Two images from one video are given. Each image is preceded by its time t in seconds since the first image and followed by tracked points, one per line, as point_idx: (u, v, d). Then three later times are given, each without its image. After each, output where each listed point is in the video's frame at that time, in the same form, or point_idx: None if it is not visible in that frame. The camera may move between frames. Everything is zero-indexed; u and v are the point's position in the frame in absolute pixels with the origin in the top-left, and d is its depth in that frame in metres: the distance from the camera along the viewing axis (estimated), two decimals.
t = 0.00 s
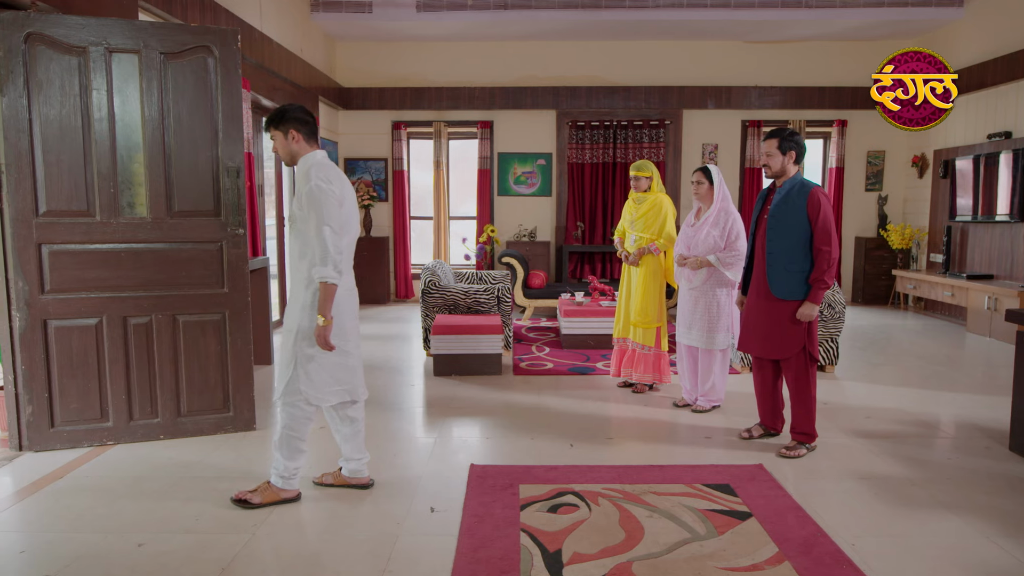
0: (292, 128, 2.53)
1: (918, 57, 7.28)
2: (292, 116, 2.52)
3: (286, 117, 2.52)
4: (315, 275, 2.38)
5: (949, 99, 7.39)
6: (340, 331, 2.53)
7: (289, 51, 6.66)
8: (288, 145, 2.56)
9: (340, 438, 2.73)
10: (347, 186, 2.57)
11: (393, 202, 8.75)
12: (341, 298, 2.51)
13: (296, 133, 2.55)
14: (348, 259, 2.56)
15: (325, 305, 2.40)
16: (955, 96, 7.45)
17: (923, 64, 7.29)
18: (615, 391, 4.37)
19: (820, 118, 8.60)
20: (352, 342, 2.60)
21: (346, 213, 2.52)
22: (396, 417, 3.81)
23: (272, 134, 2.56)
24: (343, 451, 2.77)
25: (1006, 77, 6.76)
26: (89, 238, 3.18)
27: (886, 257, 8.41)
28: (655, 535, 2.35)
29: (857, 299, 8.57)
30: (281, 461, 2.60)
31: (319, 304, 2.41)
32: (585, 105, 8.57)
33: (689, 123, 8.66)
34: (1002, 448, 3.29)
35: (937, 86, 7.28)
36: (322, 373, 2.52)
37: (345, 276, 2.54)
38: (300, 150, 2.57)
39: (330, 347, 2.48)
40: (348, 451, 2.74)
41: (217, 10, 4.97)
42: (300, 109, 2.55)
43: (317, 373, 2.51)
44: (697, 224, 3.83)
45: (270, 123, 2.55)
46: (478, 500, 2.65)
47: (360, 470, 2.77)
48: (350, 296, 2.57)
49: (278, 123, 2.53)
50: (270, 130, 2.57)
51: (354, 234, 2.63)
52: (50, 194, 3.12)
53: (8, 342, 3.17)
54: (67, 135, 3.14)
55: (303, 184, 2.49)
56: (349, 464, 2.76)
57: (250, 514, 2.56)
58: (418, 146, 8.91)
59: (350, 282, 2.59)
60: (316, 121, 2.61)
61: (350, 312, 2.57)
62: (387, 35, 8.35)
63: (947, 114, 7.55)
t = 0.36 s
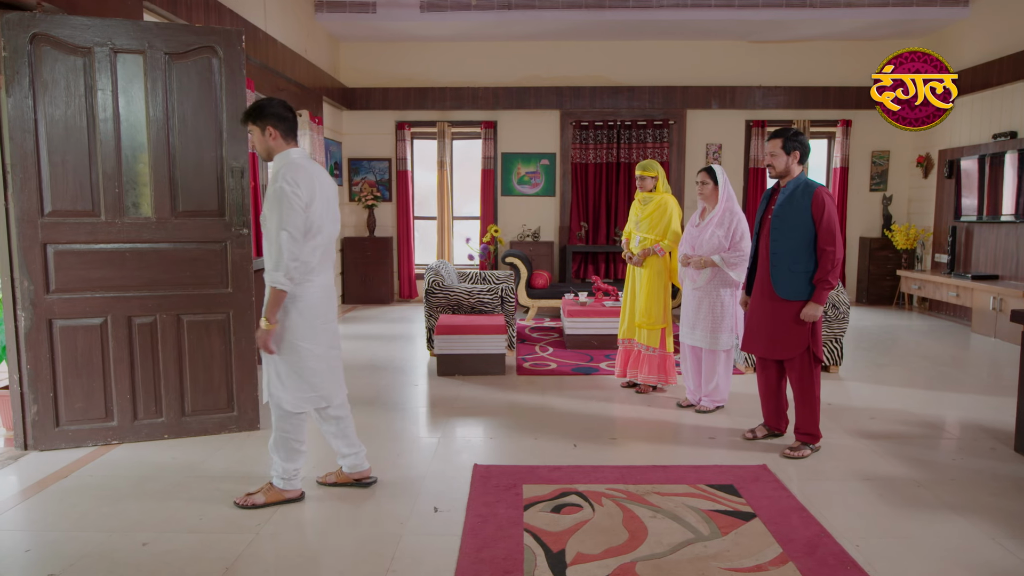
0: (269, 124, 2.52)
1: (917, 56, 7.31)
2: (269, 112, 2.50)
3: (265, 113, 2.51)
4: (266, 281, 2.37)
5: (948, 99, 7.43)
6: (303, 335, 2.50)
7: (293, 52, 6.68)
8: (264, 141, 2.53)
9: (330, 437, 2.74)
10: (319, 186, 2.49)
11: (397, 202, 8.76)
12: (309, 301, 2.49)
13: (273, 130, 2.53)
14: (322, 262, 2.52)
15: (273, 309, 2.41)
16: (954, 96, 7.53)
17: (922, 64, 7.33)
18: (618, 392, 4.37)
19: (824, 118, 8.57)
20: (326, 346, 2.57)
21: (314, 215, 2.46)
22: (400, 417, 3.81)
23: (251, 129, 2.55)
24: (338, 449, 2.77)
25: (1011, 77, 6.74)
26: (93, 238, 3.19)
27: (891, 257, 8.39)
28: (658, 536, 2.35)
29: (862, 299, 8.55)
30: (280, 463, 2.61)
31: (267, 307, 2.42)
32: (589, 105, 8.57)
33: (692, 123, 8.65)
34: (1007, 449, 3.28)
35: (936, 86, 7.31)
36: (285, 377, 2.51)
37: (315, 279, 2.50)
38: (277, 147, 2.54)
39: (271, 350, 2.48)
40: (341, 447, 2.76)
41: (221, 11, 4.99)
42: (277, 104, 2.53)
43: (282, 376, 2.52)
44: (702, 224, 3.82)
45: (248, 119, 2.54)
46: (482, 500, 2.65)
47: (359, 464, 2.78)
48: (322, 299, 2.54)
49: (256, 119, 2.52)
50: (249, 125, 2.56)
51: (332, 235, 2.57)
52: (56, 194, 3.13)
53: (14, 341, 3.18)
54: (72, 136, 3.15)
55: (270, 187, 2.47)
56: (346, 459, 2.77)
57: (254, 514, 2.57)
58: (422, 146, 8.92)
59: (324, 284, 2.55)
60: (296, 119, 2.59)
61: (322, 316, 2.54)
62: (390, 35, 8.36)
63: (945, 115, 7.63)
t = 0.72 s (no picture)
0: (246, 124, 2.52)
1: (918, 57, 7.29)
2: (246, 112, 2.51)
3: (242, 113, 2.52)
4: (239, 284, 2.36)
5: (948, 99, 7.43)
6: (283, 338, 2.49)
7: (295, 52, 6.69)
8: (243, 141, 2.54)
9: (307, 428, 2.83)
10: (296, 187, 2.48)
11: (399, 202, 8.76)
12: (288, 303, 2.48)
13: (252, 130, 2.53)
14: (301, 263, 2.51)
15: (246, 313, 2.39)
16: (954, 96, 7.54)
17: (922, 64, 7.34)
18: (620, 392, 4.36)
19: (826, 117, 8.57)
20: (304, 348, 2.56)
21: (290, 216, 2.46)
22: (401, 417, 3.81)
23: (228, 130, 2.56)
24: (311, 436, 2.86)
25: (1013, 77, 6.74)
26: (96, 238, 3.20)
27: (893, 257, 8.38)
28: (660, 536, 2.35)
29: (864, 299, 8.54)
30: (280, 465, 2.61)
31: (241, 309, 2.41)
32: (590, 105, 8.57)
33: (694, 123, 8.64)
34: (1009, 449, 3.28)
35: (937, 86, 7.32)
36: (267, 380, 2.50)
37: (294, 281, 2.49)
38: (256, 147, 2.56)
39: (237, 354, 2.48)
40: (308, 433, 2.88)
41: (223, 11, 5.00)
42: (255, 103, 2.53)
43: (260, 379, 2.52)
44: (704, 223, 3.82)
45: (224, 119, 2.54)
46: (484, 500, 2.65)
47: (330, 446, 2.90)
48: (302, 300, 2.53)
49: (233, 120, 2.52)
50: (225, 125, 2.56)
51: (312, 235, 2.57)
52: (57, 194, 3.14)
53: (17, 341, 3.19)
54: (75, 136, 3.15)
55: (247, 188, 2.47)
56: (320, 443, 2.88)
57: (256, 514, 2.57)
58: (423, 146, 8.92)
59: (305, 286, 2.54)
60: (274, 118, 2.59)
61: (301, 317, 2.52)
62: (392, 35, 8.37)
63: (945, 114, 7.66)
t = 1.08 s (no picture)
0: (237, 125, 2.53)
1: (918, 57, 7.30)
2: (237, 113, 2.52)
3: (232, 114, 2.52)
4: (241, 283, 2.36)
5: (948, 99, 7.43)
6: (283, 337, 2.49)
7: (295, 51, 6.69)
8: (233, 142, 2.55)
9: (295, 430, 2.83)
10: (290, 186, 2.50)
11: (400, 202, 8.76)
12: (285, 303, 2.48)
13: (242, 131, 2.54)
14: (294, 262, 2.52)
15: (258, 313, 2.39)
16: (954, 97, 7.55)
17: (922, 64, 7.33)
18: (621, 392, 4.36)
19: (827, 117, 8.56)
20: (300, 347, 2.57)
21: (285, 216, 2.47)
22: (402, 417, 3.81)
23: (218, 130, 2.56)
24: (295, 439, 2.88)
25: (1014, 76, 6.73)
26: (96, 238, 3.20)
27: (893, 257, 8.38)
28: (661, 536, 2.35)
29: (865, 299, 8.54)
30: (280, 464, 2.62)
31: (251, 312, 2.40)
32: (591, 105, 8.57)
33: (695, 123, 8.64)
34: (1010, 450, 3.27)
35: (937, 86, 7.32)
36: (269, 381, 2.49)
37: (289, 280, 2.50)
38: (246, 148, 2.56)
39: (262, 358, 2.45)
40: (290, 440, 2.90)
41: (224, 12, 5.00)
42: (245, 104, 2.54)
43: (259, 379, 2.50)
44: (704, 223, 3.82)
45: (214, 119, 2.54)
46: (485, 501, 2.65)
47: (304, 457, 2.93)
48: (296, 299, 2.53)
49: (224, 120, 2.52)
50: (216, 126, 2.56)
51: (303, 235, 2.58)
52: (58, 194, 3.14)
53: (18, 341, 3.19)
54: (75, 136, 3.15)
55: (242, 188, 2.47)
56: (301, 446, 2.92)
57: (257, 514, 2.56)
58: (424, 146, 8.93)
59: (299, 285, 2.55)
60: (264, 120, 2.60)
61: (296, 317, 2.53)
62: (393, 35, 8.37)
63: (944, 114, 7.62)
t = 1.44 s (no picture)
0: (238, 127, 2.52)
1: (917, 57, 7.31)
2: (237, 115, 2.51)
3: (232, 115, 2.51)
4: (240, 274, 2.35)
5: (948, 99, 7.43)
6: (279, 330, 2.49)
7: (295, 51, 6.69)
8: (233, 144, 2.54)
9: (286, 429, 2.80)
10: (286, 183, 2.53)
11: (400, 201, 8.75)
12: (281, 296, 2.49)
13: (242, 133, 2.54)
14: (289, 257, 2.53)
15: (255, 303, 2.38)
16: (954, 96, 7.53)
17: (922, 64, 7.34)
18: (620, 392, 4.36)
19: (827, 117, 8.57)
20: (295, 341, 2.57)
21: (281, 211, 2.49)
22: (402, 417, 3.81)
23: (217, 132, 2.55)
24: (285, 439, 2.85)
25: (1014, 76, 6.73)
26: (96, 238, 3.20)
27: (893, 257, 8.38)
28: (661, 536, 2.35)
29: (865, 299, 8.54)
30: (278, 460, 2.61)
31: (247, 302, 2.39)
32: (591, 105, 8.56)
33: (695, 123, 8.64)
34: (1010, 450, 3.27)
35: (937, 86, 7.33)
36: (266, 374, 2.48)
37: (284, 275, 2.51)
38: (245, 150, 2.56)
39: (255, 345, 2.43)
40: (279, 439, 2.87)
41: (224, 12, 5.00)
42: (245, 107, 2.54)
43: (257, 372, 2.48)
44: (705, 223, 3.81)
45: (213, 120, 2.53)
46: (485, 500, 2.65)
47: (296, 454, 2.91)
48: (290, 293, 2.54)
49: (223, 121, 2.51)
50: (215, 127, 2.55)
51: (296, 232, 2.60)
52: (58, 194, 3.14)
53: (18, 341, 3.19)
54: (75, 135, 3.15)
55: (239, 183, 2.46)
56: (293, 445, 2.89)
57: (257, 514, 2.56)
58: (424, 146, 8.93)
59: (292, 280, 2.56)
60: (263, 122, 2.60)
61: (291, 311, 2.54)
62: (393, 35, 8.37)
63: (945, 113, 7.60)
